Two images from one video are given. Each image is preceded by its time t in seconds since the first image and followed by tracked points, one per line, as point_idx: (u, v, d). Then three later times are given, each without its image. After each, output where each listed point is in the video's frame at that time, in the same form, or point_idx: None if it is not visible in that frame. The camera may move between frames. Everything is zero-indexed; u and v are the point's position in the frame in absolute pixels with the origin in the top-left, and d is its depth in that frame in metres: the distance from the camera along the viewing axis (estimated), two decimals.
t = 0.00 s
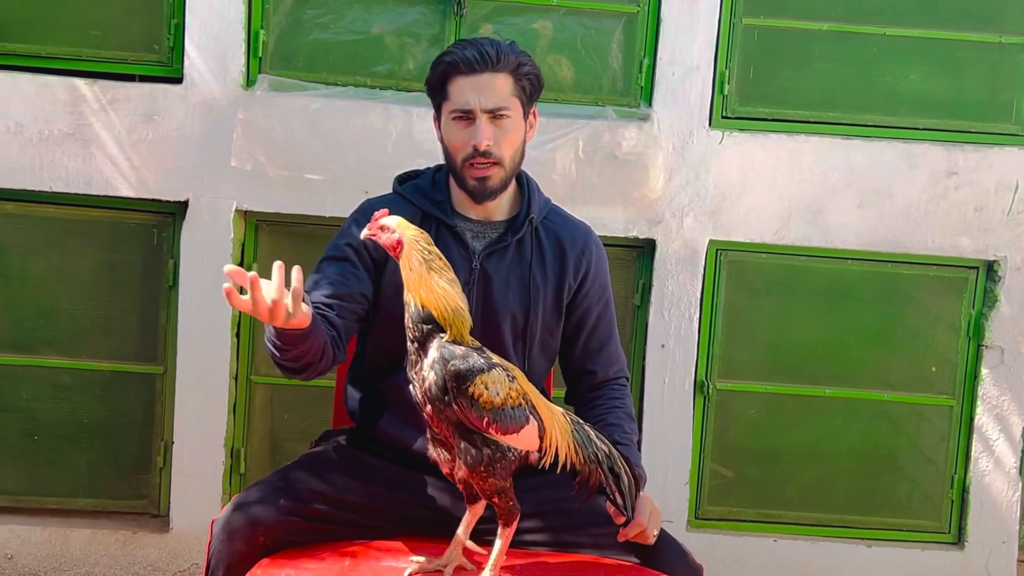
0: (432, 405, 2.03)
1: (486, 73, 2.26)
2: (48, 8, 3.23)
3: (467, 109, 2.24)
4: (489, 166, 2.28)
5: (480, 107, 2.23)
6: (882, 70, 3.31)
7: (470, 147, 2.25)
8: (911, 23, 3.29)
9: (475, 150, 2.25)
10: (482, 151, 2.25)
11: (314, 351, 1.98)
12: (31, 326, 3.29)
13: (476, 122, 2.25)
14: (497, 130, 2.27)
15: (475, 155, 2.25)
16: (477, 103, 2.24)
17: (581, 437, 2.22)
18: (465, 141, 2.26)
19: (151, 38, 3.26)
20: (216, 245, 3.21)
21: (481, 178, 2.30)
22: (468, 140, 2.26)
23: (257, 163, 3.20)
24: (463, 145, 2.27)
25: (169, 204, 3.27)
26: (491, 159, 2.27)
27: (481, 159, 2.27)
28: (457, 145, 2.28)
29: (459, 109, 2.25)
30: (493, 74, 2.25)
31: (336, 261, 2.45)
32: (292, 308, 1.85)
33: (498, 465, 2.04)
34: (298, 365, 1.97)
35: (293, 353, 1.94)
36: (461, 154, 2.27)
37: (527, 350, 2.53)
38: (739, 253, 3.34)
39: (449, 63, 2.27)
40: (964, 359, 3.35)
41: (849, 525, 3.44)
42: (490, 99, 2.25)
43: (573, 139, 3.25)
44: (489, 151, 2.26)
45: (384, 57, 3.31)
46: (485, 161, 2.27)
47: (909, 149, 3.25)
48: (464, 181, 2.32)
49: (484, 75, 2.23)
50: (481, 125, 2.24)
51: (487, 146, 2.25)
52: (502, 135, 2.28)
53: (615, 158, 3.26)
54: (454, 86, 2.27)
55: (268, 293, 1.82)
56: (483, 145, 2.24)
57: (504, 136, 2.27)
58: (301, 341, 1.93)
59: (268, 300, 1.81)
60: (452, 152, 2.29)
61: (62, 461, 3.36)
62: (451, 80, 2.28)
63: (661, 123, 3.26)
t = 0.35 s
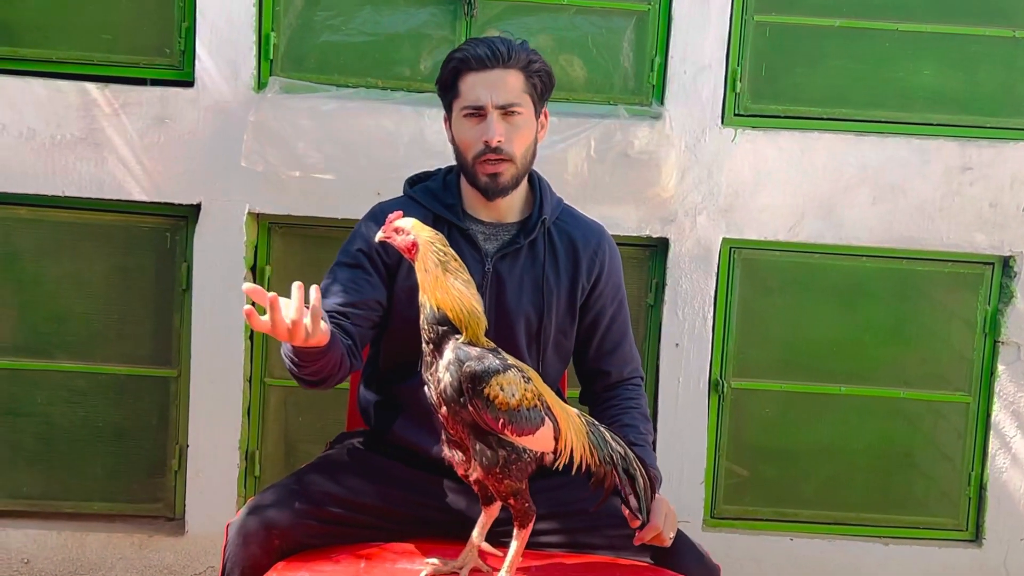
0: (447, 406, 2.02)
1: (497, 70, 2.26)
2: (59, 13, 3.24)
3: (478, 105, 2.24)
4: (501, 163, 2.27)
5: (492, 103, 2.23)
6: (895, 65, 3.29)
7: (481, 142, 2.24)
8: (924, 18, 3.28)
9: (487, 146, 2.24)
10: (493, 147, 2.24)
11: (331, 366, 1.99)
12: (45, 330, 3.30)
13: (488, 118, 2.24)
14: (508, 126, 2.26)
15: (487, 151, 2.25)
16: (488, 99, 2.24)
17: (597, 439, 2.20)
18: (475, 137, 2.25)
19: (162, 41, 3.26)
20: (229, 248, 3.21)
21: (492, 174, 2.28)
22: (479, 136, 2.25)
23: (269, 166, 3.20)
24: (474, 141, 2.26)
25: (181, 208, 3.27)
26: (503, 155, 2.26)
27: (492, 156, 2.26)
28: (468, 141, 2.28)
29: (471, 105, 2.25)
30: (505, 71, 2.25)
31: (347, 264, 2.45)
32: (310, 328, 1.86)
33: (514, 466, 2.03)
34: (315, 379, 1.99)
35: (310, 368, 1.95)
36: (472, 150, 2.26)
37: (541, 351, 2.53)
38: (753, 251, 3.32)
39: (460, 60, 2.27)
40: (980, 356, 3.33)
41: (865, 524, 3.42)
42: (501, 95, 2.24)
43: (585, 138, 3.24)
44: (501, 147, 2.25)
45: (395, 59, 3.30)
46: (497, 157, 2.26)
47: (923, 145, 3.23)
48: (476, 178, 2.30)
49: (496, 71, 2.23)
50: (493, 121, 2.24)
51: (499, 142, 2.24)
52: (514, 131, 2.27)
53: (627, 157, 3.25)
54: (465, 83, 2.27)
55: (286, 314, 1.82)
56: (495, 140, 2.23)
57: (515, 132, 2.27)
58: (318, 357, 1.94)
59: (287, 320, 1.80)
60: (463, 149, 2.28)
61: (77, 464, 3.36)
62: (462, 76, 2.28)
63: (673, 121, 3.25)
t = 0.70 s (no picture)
0: (469, 408, 2.01)
1: (518, 67, 2.25)
2: (76, 18, 3.24)
3: (499, 101, 2.23)
4: (522, 159, 2.25)
5: (513, 99, 2.22)
6: (914, 58, 3.27)
7: (503, 138, 2.23)
8: (942, 11, 3.26)
9: (508, 142, 2.22)
10: (514, 143, 2.22)
11: (352, 372, 1.99)
12: (66, 335, 3.31)
13: (509, 114, 2.23)
14: (530, 123, 2.25)
15: (508, 147, 2.23)
16: (510, 95, 2.23)
17: (618, 439, 2.19)
18: (496, 134, 2.24)
19: (179, 45, 3.26)
20: (248, 251, 3.21)
21: (514, 171, 2.26)
22: (500, 132, 2.24)
23: (287, 168, 3.20)
24: (495, 137, 2.24)
25: (200, 211, 3.27)
26: (524, 152, 2.25)
27: (513, 152, 2.24)
28: (489, 138, 2.26)
29: (492, 101, 2.24)
30: (526, 67, 2.25)
31: (367, 266, 2.45)
32: (329, 337, 1.82)
33: (536, 468, 2.01)
34: (335, 384, 1.99)
35: (330, 374, 1.95)
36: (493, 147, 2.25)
37: (562, 351, 2.51)
38: (773, 247, 3.31)
39: (482, 56, 2.27)
40: (1003, 350, 3.31)
41: (888, 520, 3.40)
42: (523, 91, 2.24)
43: (603, 136, 3.23)
44: (522, 143, 2.23)
45: (412, 59, 3.30)
46: (518, 154, 2.24)
47: (943, 139, 3.21)
48: (496, 175, 2.28)
49: (517, 67, 2.22)
50: (514, 117, 2.23)
51: (520, 139, 2.22)
52: (535, 128, 2.26)
53: (645, 154, 3.24)
54: (487, 80, 2.27)
55: (304, 325, 1.78)
56: (516, 136, 2.21)
57: (536, 129, 2.25)
58: (338, 364, 1.94)
59: (306, 331, 1.78)
60: (484, 146, 2.27)
61: (100, 469, 3.37)
62: (483, 73, 2.28)
63: (691, 118, 3.24)
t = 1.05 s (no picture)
0: (488, 404, 2.00)
1: (532, 59, 2.22)
2: (92, 18, 3.24)
3: (515, 94, 2.20)
4: (541, 150, 2.22)
5: (529, 91, 2.19)
6: (932, 47, 3.24)
7: (520, 130, 2.19)
8: None
9: (527, 134, 2.19)
10: (533, 135, 2.19)
11: (371, 359, 1.97)
12: (84, 334, 3.31)
13: (526, 107, 2.20)
14: (547, 114, 2.22)
15: (526, 138, 2.20)
16: (526, 88, 2.20)
17: (638, 433, 2.18)
18: (514, 126, 2.20)
19: (194, 43, 3.25)
20: (265, 248, 3.21)
21: (533, 162, 2.23)
22: (517, 124, 2.20)
23: (303, 165, 3.20)
24: (512, 129, 2.21)
25: (217, 209, 3.26)
26: (542, 143, 2.21)
27: (532, 144, 2.21)
28: (507, 131, 2.23)
29: (508, 94, 2.21)
30: (541, 59, 2.22)
31: (384, 261, 2.43)
32: (350, 319, 1.83)
33: (555, 463, 2.01)
34: (353, 372, 1.96)
35: (349, 360, 1.93)
36: (510, 138, 2.21)
37: (581, 346, 2.50)
38: (792, 239, 3.29)
39: (496, 50, 2.24)
40: None
41: (911, 512, 3.38)
42: (539, 83, 2.21)
43: (619, 129, 3.22)
44: (540, 134, 2.20)
45: (426, 55, 3.29)
46: (536, 145, 2.21)
47: (963, 127, 3.18)
48: (516, 167, 2.25)
49: (532, 59, 2.20)
50: (531, 109, 2.20)
51: (538, 130, 2.19)
52: (552, 119, 2.22)
53: (662, 147, 3.22)
54: (501, 73, 2.24)
55: (324, 309, 1.79)
56: (534, 128, 2.18)
57: (554, 120, 2.22)
58: (358, 349, 1.92)
59: (326, 313, 1.78)
60: (502, 140, 2.24)
61: (119, 468, 3.37)
62: (498, 67, 2.25)
63: (708, 109, 3.22)
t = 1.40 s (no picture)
0: (501, 396, 1.98)
1: (527, 54, 2.20)
2: (102, 14, 3.23)
3: (514, 94, 2.18)
4: (551, 145, 2.22)
5: (528, 88, 2.18)
6: (946, 33, 3.22)
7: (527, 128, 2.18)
8: None
9: (531, 132, 2.19)
10: (538, 132, 2.18)
11: (404, 309, 1.96)
12: (98, 331, 3.31)
13: (527, 104, 2.19)
14: (549, 108, 2.20)
15: (533, 136, 2.19)
16: (524, 85, 2.18)
17: (652, 424, 2.14)
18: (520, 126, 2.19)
19: (204, 38, 3.24)
20: (278, 243, 3.20)
21: (545, 158, 2.23)
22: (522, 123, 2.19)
23: (315, 159, 3.19)
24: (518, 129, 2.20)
25: (229, 204, 3.26)
26: (550, 137, 2.21)
27: (538, 141, 2.21)
28: (513, 131, 2.22)
29: (507, 95, 2.19)
30: (534, 53, 2.19)
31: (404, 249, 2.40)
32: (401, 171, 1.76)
33: (570, 454, 1.98)
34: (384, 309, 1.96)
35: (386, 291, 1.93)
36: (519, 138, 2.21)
37: (595, 336, 2.47)
38: (807, 228, 3.27)
39: (488, 52, 2.21)
40: None
41: (930, 500, 3.37)
42: (536, 78, 2.19)
43: (632, 119, 3.20)
44: (545, 130, 2.19)
45: (437, 47, 3.27)
46: (545, 141, 2.20)
47: (978, 114, 3.16)
48: (527, 165, 2.25)
49: (525, 55, 2.17)
50: (533, 106, 2.18)
51: (544, 126, 2.18)
52: (555, 112, 2.21)
53: (675, 136, 3.21)
54: (498, 74, 2.22)
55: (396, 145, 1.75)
56: (540, 124, 2.17)
57: (557, 113, 2.21)
58: (400, 289, 1.92)
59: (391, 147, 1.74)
60: (508, 140, 2.23)
61: (135, 464, 3.38)
62: (493, 69, 2.23)
63: (721, 98, 3.20)
